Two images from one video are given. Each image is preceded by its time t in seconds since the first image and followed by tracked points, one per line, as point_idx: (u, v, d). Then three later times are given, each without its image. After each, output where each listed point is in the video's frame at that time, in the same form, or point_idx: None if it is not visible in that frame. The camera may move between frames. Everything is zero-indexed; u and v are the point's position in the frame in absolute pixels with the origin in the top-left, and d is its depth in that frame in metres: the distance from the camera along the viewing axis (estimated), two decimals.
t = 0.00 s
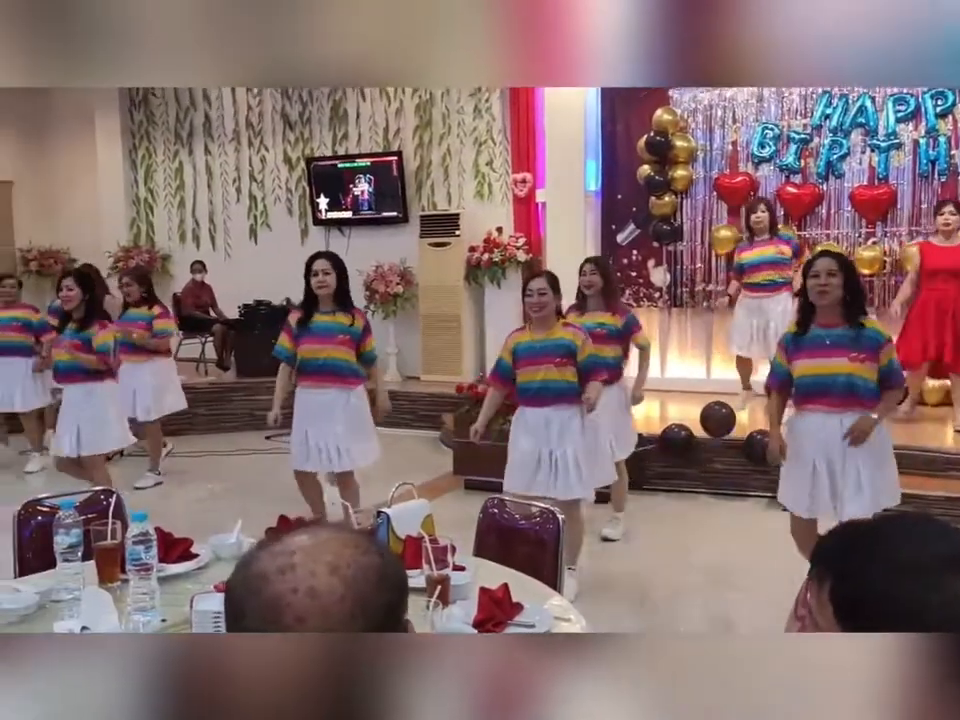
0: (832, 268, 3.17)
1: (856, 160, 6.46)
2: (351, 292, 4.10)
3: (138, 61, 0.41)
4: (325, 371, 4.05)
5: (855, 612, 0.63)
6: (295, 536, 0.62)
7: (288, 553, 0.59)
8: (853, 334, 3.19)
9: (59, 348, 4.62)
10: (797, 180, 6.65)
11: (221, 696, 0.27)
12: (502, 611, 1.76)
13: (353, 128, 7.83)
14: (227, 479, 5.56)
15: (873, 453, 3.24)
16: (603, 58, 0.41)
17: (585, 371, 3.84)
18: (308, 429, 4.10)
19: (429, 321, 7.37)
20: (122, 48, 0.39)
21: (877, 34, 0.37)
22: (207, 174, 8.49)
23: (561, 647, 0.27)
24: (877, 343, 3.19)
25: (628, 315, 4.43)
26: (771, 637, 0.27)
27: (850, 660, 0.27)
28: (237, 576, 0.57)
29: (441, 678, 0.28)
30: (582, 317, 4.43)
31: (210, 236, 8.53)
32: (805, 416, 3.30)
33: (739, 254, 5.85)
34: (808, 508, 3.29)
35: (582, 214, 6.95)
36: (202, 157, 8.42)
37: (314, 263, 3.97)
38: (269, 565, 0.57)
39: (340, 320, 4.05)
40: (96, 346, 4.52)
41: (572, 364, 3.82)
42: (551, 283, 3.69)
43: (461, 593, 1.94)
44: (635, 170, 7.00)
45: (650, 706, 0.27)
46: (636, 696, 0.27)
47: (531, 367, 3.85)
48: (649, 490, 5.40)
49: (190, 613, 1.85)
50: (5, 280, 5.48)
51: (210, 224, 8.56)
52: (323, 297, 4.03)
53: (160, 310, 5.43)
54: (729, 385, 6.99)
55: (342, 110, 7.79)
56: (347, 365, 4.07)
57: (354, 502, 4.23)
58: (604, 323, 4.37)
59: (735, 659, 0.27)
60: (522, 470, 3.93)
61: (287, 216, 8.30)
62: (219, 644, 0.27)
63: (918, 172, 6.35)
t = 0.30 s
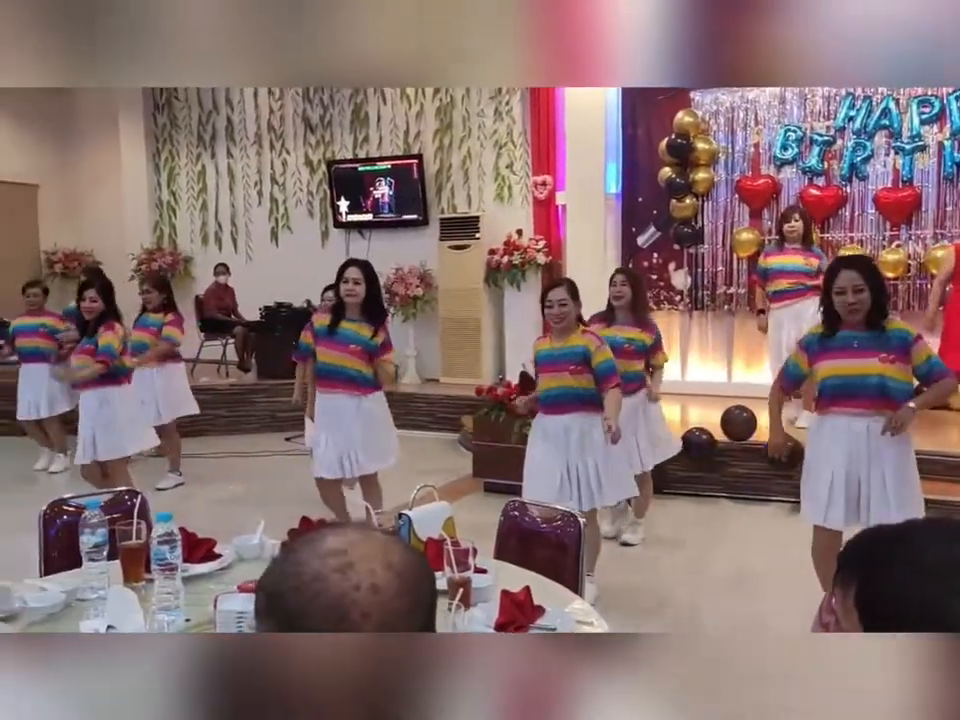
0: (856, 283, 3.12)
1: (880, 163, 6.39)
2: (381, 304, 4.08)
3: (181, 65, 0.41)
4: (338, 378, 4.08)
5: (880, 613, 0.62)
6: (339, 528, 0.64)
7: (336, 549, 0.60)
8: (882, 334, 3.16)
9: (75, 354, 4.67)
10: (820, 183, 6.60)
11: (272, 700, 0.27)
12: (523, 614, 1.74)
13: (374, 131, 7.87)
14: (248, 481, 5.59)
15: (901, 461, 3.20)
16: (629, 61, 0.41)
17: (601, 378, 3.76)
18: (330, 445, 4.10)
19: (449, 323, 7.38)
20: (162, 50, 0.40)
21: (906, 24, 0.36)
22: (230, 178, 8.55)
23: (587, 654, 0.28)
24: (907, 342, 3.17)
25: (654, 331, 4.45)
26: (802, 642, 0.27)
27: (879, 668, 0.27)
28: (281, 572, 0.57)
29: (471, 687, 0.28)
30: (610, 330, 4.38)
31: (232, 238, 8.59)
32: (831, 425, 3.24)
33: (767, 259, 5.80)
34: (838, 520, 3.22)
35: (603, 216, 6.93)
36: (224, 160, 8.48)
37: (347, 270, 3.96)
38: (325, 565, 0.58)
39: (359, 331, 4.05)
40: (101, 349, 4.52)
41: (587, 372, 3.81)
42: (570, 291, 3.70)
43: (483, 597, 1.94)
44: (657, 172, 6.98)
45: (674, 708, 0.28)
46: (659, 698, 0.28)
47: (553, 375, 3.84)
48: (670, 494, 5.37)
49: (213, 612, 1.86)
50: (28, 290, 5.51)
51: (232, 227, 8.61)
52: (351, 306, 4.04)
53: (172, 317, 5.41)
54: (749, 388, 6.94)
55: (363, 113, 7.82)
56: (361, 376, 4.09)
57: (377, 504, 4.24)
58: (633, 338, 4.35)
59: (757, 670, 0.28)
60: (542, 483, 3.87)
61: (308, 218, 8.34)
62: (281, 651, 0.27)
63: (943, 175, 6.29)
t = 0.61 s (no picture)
0: (870, 296, 3.05)
1: (905, 164, 6.33)
2: (387, 298, 4.10)
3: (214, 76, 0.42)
4: (346, 378, 4.11)
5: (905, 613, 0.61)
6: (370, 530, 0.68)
7: (370, 550, 0.64)
8: (894, 349, 3.10)
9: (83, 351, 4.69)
10: (843, 185, 6.54)
11: (312, 694, 0.27)
12: (544, 617, 1.73)
13: (395, 134, 7.92)
14: (269, 482, 5.62)
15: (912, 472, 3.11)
16: (659, 66, 0.42)
17: (618, 376, 3.78)
18: (342, 443, 4.09)
19: (468, 325, 7.39)
20: (195, 57, 0.41)
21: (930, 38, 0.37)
22: (251, 181, 8.63)
23: (614, 651, 0.28)
24: (921, 358, 3.11)
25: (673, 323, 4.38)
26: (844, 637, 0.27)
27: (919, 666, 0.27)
28: (317, 573, 0.62)
29: (510, 696, 0.28)
30: (628, 329, 4.39)
31: (253, 240, 8.65)
32: (843, 435, 3.16)
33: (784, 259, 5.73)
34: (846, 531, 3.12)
35: (623, 219, 6.92)
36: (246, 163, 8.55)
37: (348, 270, 3.97)
38: (360, 566, 0.62)
39: (368, 326, 4.10)
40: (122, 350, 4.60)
41: (603, 368, 3.79)
42: (585, 285, 3.67)
43: (504, 598, 1.94)
44: (677, 176, 6.96)
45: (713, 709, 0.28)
46: (695, 698, 0.28)
47: (562, 370, 3.84)
48: (689, 498, 5.34)
49: (236, 612, 1.87)
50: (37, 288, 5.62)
51: (254, 229, 8.67)
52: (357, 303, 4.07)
53: (176, 311, 5.49)
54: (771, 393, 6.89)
55: (384, 116, 7.86)
56: (370, 371, 4.10)
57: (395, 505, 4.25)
58: (647, 334, 4.33)
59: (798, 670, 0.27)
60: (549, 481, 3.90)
61: (328, 221, 8.39)
62: (320, 643, 0.27)
63: None
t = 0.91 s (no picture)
0: (878, 284, 3.07)
1: (929, 166, 6.30)
2: (392, 299, 4.13)
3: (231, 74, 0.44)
4: (367, 382, 4.08)
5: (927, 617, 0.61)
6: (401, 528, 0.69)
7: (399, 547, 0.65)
8: (905, 353, 3.06)
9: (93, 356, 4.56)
10: (866, 186, 6.47)
11: (358, 697, 0.30)
12: (565, 619, 1.72)
13: (414, 136, 7.93)
14: (288, 482, 5.65)
15: (919, 491, 3.05)
16: (688, 56, 0.41)
17: (632, 390, 3.82)
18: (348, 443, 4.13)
19: (486, 326, 7.38)
20: (218, 66, 0.43)
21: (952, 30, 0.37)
22: (271, 183, 8.68)
23: (639, 658, 0.31)
24: (931, 364, 3.08)
25: (683, 327, 4.42)
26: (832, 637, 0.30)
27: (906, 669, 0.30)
28: (349, 574, 0.62)
29: (539, 697, 0.31)
30: (636, 331, 4.32)
31: (273, 242, 8.69)
32: (852, 444, 3.10)
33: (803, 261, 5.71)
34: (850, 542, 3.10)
35: (643, 220, 6.90)
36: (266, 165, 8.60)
37: (355, 274, 4.02)
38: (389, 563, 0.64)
39: (382, 330, 4.10)
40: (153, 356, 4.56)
41: (620, 382, 3.80)
42: (602, 295, 3.68)
43: (525, 601, 1.94)
44: (698, 178, 6.93)
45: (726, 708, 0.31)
46: (713, 701, 0.31)
47: (574, 383, 3.80)
48: (709, 501, 5.31)
49: (259, 611, 1.89)
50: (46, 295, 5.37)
51: (274, 231, 8.72)
52: (366, 307, 4.10)
53: (194, 320, 5.45)
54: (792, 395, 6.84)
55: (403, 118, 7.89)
56: (387, 375, 4.10)
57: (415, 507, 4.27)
58: (660, 336, 4.30)
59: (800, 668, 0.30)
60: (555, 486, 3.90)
61: (348, 222, 8.43)
62: (357, 645, 0.30)
63: None
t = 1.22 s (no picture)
0: (903, 276, 3.02)
1: (945, 166, 6.23)
2: (418, 300, 4.11)
3: (245, 74, 0.44)
4: (394, 386, 4.11)
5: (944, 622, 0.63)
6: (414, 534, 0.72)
7: (406, 551, 0.68)
8: (928, 347, 3.00)
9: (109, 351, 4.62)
10: (881, 187, 6.43)
11: (368, 695, 0.30)
12: (579, 620, 1.72)
13: (427, 136, 7.94)
14: (302, 482, 5.67)
15: (939, 488, 3.04)
16: (706, 59, 0.41)
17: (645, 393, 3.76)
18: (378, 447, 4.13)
19: (498, 328, 7.38)
20: (233, 64, 0.43)
21: None
22: (284, 183, 8.70)
23: (654, 657, 0.31)
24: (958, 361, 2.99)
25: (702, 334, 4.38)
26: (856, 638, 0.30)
27: (921, 669, 0.30)
28: (359, 574, 0.66)
29: (557, 697, 0.31)
30: (654, 335, 4.33)
31: (286, 243, 8.72)
32: (871, 441, 3.10)
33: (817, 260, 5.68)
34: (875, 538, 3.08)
35: (656, 221, 6.87)
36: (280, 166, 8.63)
37: (382, 273, 4.02)
38: (396, 565, 0.66)
39: (405, 332, 4.08)
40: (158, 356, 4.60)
41: (634, 388, 3.79)
42: (614, 303, 3.68)
43: (539, 602, 1.94)
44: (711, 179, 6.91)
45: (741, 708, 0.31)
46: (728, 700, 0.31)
47: (594, 388, 3.82)
48: (722, 503, 5.29)
49: (274, 611, 1.89)
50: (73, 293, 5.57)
51: (287, 231, 8.74)
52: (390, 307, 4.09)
53: (219, 321, 5.42)
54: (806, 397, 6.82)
55: (416, 118, 7.89)
56: (412, 378, 4.11)
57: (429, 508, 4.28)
58: (676, 343, 4.28)
59: (814, 672, 0.31)
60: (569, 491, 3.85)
61: (361, 223, 8.46)
62: (367, 643, 0.31)
63: None
